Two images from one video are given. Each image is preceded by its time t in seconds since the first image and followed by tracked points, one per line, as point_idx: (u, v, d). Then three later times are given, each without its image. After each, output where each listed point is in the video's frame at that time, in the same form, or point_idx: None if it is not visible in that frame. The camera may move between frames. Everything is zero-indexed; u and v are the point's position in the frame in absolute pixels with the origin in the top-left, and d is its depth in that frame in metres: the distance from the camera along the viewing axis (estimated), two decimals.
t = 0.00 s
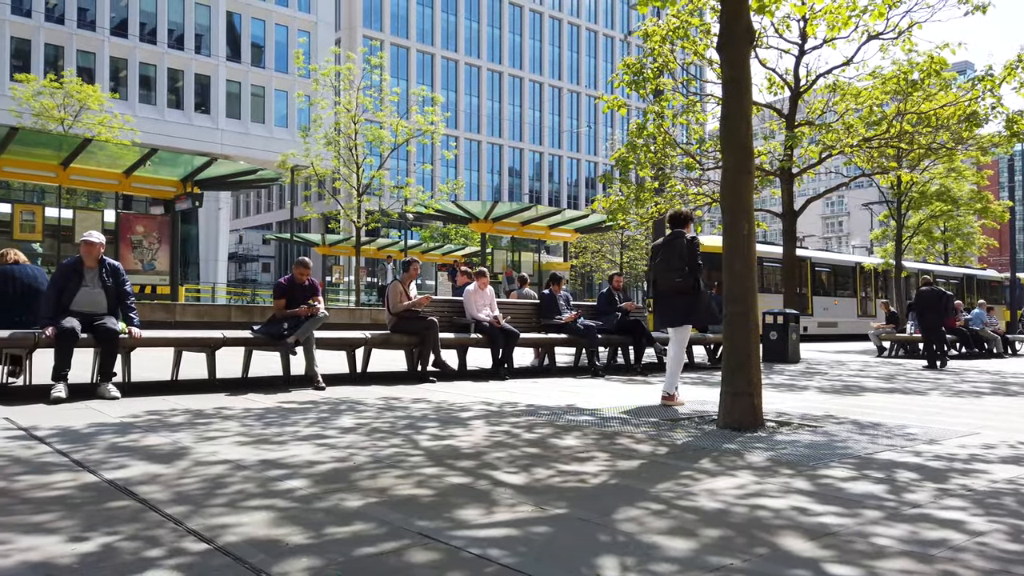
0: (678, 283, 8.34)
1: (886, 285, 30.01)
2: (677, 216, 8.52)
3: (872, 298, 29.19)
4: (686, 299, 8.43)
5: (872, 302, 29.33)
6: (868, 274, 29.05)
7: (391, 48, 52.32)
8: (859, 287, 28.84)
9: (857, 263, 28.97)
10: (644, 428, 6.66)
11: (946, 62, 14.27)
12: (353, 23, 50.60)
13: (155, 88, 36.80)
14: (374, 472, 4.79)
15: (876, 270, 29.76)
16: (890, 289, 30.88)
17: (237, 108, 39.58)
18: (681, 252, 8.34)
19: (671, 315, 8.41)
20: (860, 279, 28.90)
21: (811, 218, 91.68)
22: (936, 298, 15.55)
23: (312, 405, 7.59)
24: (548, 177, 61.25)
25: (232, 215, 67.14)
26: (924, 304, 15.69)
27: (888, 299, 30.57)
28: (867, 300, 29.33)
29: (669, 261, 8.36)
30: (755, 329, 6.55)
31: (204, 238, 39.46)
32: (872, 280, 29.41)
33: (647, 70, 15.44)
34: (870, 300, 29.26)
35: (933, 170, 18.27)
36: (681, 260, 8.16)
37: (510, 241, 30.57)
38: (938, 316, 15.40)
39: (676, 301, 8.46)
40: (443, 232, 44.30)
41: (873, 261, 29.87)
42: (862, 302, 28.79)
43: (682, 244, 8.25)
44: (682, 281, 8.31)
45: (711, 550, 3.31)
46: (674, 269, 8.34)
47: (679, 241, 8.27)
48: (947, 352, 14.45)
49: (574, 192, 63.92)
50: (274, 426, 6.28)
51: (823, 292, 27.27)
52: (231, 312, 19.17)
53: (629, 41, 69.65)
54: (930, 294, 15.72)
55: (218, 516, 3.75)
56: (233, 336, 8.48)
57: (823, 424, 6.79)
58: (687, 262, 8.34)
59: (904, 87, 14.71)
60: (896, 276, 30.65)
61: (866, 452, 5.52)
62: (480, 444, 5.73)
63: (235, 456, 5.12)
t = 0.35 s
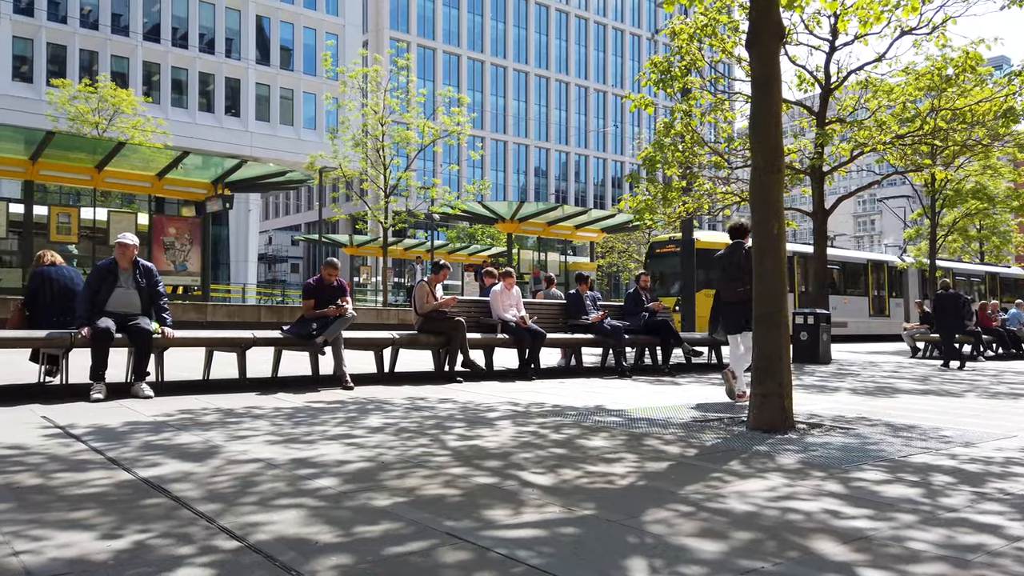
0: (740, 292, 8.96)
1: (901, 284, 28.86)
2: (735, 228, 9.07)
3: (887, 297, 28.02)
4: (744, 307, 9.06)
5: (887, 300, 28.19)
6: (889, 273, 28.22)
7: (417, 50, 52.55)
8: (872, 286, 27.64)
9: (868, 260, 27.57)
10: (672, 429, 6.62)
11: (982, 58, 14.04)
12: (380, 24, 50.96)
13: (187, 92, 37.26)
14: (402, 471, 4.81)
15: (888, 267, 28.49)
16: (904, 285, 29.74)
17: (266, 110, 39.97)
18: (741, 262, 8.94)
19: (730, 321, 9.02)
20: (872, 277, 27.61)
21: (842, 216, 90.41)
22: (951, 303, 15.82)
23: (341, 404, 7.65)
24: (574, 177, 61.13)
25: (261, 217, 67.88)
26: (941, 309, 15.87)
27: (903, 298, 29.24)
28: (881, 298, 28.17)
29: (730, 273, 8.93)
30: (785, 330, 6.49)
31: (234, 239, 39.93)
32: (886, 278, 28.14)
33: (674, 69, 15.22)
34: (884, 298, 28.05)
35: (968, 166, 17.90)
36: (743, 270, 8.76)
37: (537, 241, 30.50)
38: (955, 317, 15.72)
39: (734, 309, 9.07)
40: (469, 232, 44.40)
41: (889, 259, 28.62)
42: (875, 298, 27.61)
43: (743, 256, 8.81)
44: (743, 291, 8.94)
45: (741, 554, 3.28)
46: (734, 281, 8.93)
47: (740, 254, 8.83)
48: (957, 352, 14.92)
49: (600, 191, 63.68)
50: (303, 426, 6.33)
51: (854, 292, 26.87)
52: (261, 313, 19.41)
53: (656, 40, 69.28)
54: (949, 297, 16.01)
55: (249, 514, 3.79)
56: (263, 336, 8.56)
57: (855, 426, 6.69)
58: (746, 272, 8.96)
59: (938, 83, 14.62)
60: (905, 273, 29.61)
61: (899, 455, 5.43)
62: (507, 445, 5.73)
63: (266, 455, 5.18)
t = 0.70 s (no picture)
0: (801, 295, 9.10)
1: (914, 282, 27.38)
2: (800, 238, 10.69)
3: (898, 296, 26.72)
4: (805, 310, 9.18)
5: (899, 299, 26.82)
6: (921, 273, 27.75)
7: (445, 50, 52.83)
8: (882, 285, 26.35)
9: (893, 259, 26.85)
10: (702, 430, 6.57)
11: (1020, 52, 13.81)
12: (408, 26, 51.32)
13: (219, 95, 37.80)
14: (431, 471, 4.82)
15: (900, 264, 27.08)
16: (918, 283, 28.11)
17: (296, 113, 40.35)
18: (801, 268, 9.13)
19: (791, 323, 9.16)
20: (890, 276, 26.59)
21: (875, 216, 89.04)
22: (974, 301, 15.64)
23: (370, 404, 7.70)
24: (601, 176, 60.98)
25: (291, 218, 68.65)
26: (962, 307, 15.67)
27: (914, 297, 27.68)
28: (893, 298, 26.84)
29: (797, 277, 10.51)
30: (818, 331, 6.41)
31: (264, 241, 40.39)
32: (918, 278, 27.71)
33: (703, 66, 15.17)
34: (895, 297, 26.77)
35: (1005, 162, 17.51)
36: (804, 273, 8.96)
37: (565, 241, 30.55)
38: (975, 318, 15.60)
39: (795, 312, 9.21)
40: (496, 232, 44.48)
41: (916, 258, 27.88)
42: (884, 298, 26.10)
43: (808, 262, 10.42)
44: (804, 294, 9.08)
45: (774, 557, 3.24)
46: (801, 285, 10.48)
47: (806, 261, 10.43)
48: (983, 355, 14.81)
49: (628, 191, 63.40)
50: (332, 425, 6.39)
51: (886, 292, 26.43)
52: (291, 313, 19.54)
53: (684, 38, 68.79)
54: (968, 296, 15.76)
55: (281, 512, 3.83)
56: (293, 336, 8.64)
57: (889, 428, 6.59)
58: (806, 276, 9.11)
59: (975, 78, 14.44)
60: (919, 269, 28.00)
61: (936, 458, 5.34)
62: (535, 445, 5.73)
63: (297, 454, 5.23)
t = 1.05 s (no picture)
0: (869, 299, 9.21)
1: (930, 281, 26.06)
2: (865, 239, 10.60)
3: (914, 295, 25.48)
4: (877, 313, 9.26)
5: (914, 298, 25.69)
6: (958, 272, 27.17)
7: (474, 51, 53.02)
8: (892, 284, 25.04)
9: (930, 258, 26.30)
10: (735, 432, 6.50)
11: None
12: (437, 28, 51.58)
13: (252, 98, 38.26)
14: (462, 471, 4.83)
15: (915, 262, 25.74)
16: (934, 280, 26.75)
17: (327, 115, 40.67)
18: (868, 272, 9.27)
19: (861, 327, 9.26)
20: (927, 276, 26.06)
21: (913, 213, 87.28)
22: (993, 299, 15.46)
23: (401, 403, 7.75)
24: (631, 176, 60.65)
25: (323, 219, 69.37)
26: (983, 306, 15.43)
27: (930, 296, 26.40)
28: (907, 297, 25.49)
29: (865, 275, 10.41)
30: (854, 330, 6.31)
31: (297, 242, 40.79)
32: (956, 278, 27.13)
33: (734, 64, 15.02)
34: (911, 297, 25.57)
35: None
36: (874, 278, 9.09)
37: (594, 241, 30.42)
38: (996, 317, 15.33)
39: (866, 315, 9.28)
40: (526, 232, 44.46)
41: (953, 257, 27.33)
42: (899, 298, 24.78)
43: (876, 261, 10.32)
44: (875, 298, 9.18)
45: (810, 562, 3.20)
46: (870, 282, 10.39)
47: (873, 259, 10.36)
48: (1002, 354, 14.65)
49: (658, 190, 62.97)
50: (364, 424, 6.42)
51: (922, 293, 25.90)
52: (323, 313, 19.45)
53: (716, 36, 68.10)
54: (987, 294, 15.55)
55: (314, 511, 3.87)
56: (326, 336, 8.72)
57: (928, 431, 6.46)
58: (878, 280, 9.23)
59: (1015, 72, 13.95)
60: (936, 266, 26.61)
61: (977, 462, 5.22)
62: (566, 446, 5.72)
63: (329, 453, 5.27)
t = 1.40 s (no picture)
0: (928, 296, 9.17)
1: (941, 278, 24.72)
2: (926, 237, 9.41)
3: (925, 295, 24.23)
4: (938, 309, 9.18)
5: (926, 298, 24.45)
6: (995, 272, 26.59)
7: (502, 52, 53.10)
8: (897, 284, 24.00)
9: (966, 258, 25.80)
10: (767, 434, 6.43)
11: None
12: (466, 29, 51.72)
13: (283, 101, 38.69)
14: (491, 471, 4.84)
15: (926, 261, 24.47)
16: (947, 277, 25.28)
17: (357, 117, 40.93)
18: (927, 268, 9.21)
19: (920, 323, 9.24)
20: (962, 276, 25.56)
21: (950, 211, 85.56)
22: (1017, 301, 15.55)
23: (431, 403, 7.77)
24: (661, 175, 60.25)
25: (353, 220, 69.97)
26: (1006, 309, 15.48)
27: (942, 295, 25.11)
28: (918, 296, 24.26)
29: (918, 278, 9.24)
30: (889, 332, 6.21)
31: (327, 243, 41.13)
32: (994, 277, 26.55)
33: (766, 61, 14.87)
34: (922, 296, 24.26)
35: None
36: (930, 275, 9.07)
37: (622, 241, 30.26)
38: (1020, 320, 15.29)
39: (927, 311, 9.24)
40: (554, 232, 44.38)
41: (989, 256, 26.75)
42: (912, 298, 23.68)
43: (931, 262, 9.14)
44: (932, 294, 9.14)
45: (844, 566, 3.15)
46: (924, 285, 9.18)
47: (927, 260, 9.16)
48: None
49: (688, 190, 62.48)
50: (394, 424, 6.45)
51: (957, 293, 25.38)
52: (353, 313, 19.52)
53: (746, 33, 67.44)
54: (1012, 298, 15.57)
55: (345, 510, 3.89)
56: (355, 336, 8.78)
57: (967, 434, 6.33)
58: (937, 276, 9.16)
59: None
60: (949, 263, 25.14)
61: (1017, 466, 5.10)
62: (595, 447, 5.70)
63: (360, 452, 5.30)
